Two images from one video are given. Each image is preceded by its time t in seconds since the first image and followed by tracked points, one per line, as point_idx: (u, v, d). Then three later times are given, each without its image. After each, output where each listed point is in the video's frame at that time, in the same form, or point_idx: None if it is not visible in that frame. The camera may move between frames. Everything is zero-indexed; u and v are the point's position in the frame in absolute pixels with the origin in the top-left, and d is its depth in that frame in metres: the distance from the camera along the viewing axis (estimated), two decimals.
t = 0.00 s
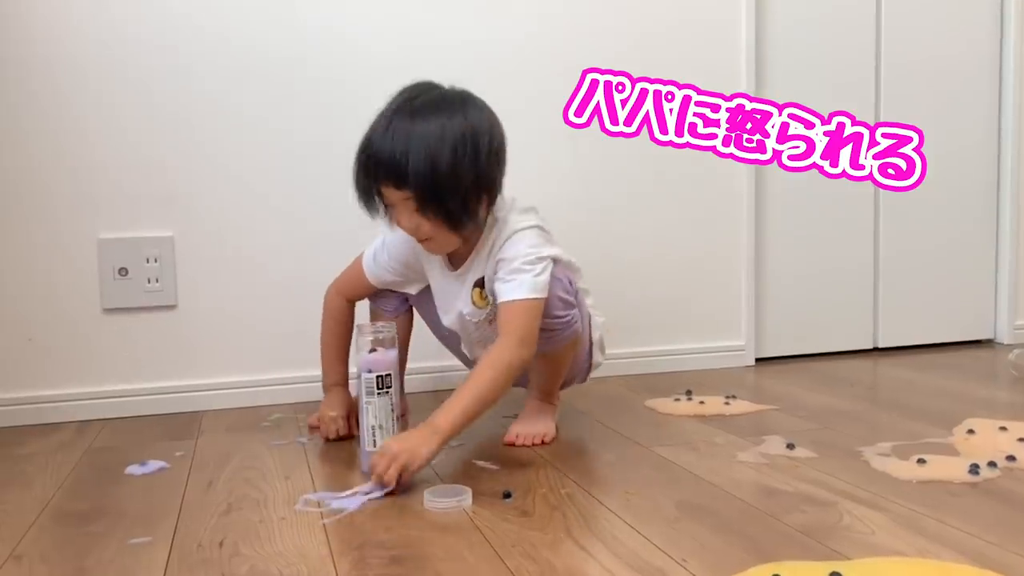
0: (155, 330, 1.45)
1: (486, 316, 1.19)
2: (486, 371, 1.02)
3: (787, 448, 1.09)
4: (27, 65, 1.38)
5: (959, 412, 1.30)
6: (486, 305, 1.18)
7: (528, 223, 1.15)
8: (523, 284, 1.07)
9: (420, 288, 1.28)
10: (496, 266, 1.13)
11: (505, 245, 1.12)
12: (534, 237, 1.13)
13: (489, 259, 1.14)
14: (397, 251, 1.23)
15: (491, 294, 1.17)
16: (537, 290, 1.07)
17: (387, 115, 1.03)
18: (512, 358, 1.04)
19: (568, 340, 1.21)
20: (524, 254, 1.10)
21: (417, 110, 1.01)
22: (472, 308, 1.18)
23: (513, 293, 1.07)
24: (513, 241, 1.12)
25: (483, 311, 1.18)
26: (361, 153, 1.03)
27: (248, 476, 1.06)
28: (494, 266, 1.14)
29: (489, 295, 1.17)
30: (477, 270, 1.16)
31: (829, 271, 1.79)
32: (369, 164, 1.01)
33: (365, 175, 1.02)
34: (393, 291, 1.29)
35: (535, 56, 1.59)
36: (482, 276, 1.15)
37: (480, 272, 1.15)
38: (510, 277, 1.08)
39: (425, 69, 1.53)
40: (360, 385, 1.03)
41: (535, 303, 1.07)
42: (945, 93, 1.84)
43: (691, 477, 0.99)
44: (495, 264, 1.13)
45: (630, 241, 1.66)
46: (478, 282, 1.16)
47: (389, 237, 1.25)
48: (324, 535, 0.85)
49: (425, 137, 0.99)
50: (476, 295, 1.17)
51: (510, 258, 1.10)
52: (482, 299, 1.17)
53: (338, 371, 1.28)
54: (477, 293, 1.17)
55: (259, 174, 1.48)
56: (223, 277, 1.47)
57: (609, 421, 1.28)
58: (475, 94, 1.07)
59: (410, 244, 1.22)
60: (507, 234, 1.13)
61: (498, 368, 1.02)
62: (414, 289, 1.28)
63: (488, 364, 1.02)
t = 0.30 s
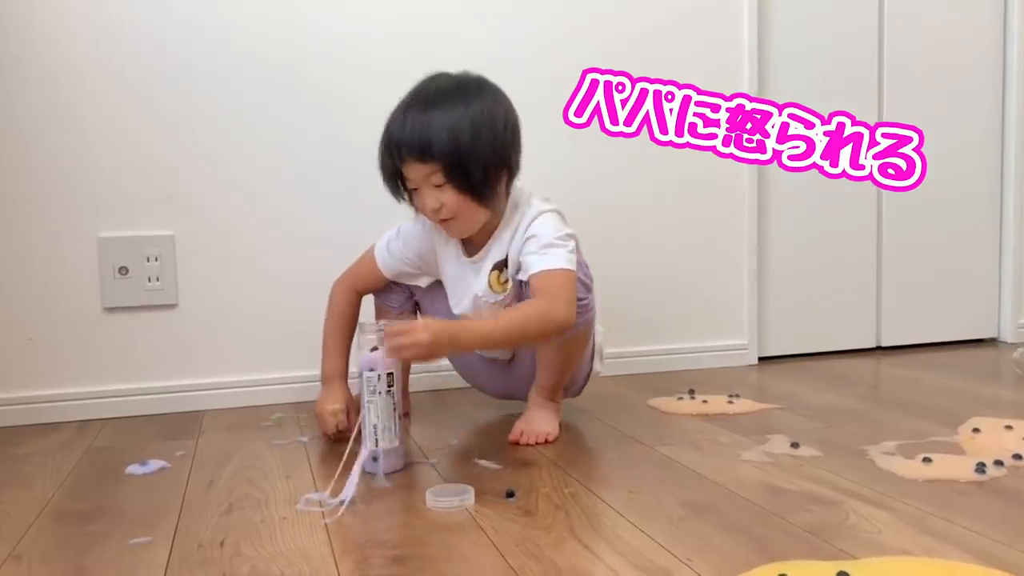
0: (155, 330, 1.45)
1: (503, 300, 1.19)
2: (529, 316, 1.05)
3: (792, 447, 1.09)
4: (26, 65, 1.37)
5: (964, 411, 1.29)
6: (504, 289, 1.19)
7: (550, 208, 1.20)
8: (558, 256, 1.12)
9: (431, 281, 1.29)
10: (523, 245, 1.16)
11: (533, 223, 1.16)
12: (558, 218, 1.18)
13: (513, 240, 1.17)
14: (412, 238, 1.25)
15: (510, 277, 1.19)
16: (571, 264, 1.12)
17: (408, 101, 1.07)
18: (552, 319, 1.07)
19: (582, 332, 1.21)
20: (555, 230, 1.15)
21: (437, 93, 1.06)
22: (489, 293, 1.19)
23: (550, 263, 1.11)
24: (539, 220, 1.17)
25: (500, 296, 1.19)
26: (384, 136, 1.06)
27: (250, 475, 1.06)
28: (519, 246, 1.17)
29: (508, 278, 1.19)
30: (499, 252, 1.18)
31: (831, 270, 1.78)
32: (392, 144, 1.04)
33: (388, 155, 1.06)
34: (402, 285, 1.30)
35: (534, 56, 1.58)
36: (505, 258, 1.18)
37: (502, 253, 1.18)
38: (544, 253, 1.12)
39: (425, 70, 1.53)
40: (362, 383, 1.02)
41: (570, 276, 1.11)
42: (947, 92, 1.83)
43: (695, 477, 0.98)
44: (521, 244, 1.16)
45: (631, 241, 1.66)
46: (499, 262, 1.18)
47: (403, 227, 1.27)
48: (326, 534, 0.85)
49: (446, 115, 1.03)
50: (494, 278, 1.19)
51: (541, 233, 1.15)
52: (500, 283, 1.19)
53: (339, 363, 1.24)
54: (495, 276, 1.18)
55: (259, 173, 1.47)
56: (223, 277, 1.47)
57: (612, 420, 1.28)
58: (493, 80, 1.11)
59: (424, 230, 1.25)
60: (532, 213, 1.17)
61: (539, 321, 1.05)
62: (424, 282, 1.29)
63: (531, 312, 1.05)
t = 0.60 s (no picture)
0: (156, 332, 1.44)
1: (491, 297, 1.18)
2: (526, 287, 1.06)
3: (794, 450, 1.08)
4: (27, 66, 1.37)
5: (968, 414, 1.28)
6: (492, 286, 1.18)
7: (544, 206, 1.19)
8: (553, 249, 1.11)
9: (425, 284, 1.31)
10: (515, 241, 1.16)
11: (526, 219, 1.16)
12: (552, 213, 1.18)
13: (506, 235, 1.17)
14: (406, 241, 1.27)
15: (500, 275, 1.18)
16: (565, 258, 1.12)
17: (448, 88, 1.09)
18: (546, 301, 1.07)
19: (578, 329, 1.19)
20: (548, 224, 1.14)
21: (479, 83, 1.11)
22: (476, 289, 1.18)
23: (545, 255, 1.11)
24: (532, 216, 1.16)
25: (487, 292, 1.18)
26: (436, 119, 1.06)
27: (250, 478, 1.05)
28: (511, 242, 1.16)
29: (496, 275, 1.18)
30: (492, 248, 1.18)
31: (834, 272, 1.78)
32: (457, 125, 1.06)
33: (447, 135, 1.06)
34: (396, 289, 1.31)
35: (534, 56, 1.58)
36: (497, 254, 1.18)
37: (495, 249, 1.18)
38: (537, 246, 1.12)
39: (427, 71, 1.52)
40: (363, 386, 1.02)
41: (563, 269, 1.11)
42: (950, 93, 1.83)
43: (697, 480, 0.97)
44: (514, 240, 1.16)
45: (633, 243, 1.65)
46: (491, 259, 1.18)
47: (397, 232, 1.28)
48: (326, 538, 0.84)
49: (502, 101, 1.10)
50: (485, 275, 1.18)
51: (534, 227, 1.14)
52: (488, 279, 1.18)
53: (329, 356, 1.22)
54: (485, 272, 1.18)
55: (260, 175, 1.47)
56: (224, 279, 1.46)
57: (612, 423, 1.27)
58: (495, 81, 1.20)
59: (419, 233, 1.26)
60: (527, 208, 1.17)
61: (535, 296, 1.06)
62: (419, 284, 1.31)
63: (524, 286, 1.07)
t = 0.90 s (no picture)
0: (165, 336, 1.45)
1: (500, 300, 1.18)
2: (543, 287, 1.07)
3: (800, 455, 1.09)
4: (31, 68, 1.38)
5: (973, 417, 1.29)
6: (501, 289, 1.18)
7: (554, 211, 1.20)
8: (566, 251, 1.12)
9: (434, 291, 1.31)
10: (527, 245, 1.17)
11: (538, 224, 1.17)
12: (564, 218, 1.19)
13: (518, 240, 1.18)
14: (415, 246, 1.27)
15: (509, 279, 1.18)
16: (577, 260, 1.13)
17: (474, 92, 1.11)
18: (563, 301, 1.08)
19: (590, 333, 1.20)
20: (560, 229, 1.16)
21: (504, 90, 1.13)
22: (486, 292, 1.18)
23: (557, 257, 1.11)
24: (543, 221, 1.17)
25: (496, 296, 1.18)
26: (464, 120, 1.08)
27: (260, 483, 1.06)
28: (522, 246, 1.17)
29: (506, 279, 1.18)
30: (502, 252, 1.19)
31: (839, 275, 1.78)
32: (485, 127, 1.07)
33: (475, 136, 1.07)
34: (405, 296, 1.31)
35: (536, 57, 1.58)
36: (508, 258, 1.18)
37: (505, 254, 1.19)
38: (549, 249, 1.13)
39: (433, 76, 1.53)
40: (372, 391, 1.03)
41: (576, 271, 1.12)
42: (954, 96, 1.83)
43: (704, 485, 0.98)
44: (526, 244, 1.17)
45: (638, 247, 1.66)
46: (502, 263, 1.19)
47: (407, 237, 1.29)
48: (336, 544, 0.85)
49: (526, 108, 1.12)
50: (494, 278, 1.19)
51: (546, 231, 1.15)
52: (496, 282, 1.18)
53: (339, 361, 1.23)
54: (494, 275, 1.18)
55: (267, 179, 1.48)
56: (233, 283, 1.47)
57: (619, 427, 1.28)
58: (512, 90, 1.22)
59: (428, 238, 1.27)
60: (537, 214, 1.18)
61: (553, 296, 1.08)
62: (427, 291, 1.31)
63: (540, 285, 1.07)
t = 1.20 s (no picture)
0: (175, 339, 1.47)
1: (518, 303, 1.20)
2: (567, 285, 1.09)
3: (805, 458, 1.09)
4: (42, 70, 1.39)
5: (978, 420, 1.29)
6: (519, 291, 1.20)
7: (569, 214, 1.22)
8: (585, 252, 1.14)
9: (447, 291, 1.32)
10: (545, 247, 1.18)
11: (555, 226, 1.18)
12: (579, 220, 1.20)
13: (536, 242, 1.19)
14: (427, 249, 1.28)
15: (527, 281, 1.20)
16: (596, 261, 1.14)
17: (499, 96, 1.12)
18: (586, 300, 1.09)
19: (606, 334, 1.21)
20: (577, 231, 1.17)
21: (527, 95, 1.15)
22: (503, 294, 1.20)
23: (578, 257, 1.13)
24: (560, 223, 1.19)
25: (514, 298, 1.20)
26: (488, 123, 1.09)
27: (270, 484, 1.07)
28: (540, 248, 1.19)
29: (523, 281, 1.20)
30: (520, 255, 1.21)
31: (846, 278, 1.79)
32: (509, 130, 1.08)
33: (499, 139, 1.08)
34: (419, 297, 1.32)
35: (541, 59, 1.59)
36: (526, 261, 1.20)
37: (522, 256, 1.20)
38: (568, 250, 1.14)
39: (440, 79, 1.54)
40: (381, 394, 1.04)
41: (596, 271, 1.13)
42: (961, 99, 1.84)
43: (709, 488, 0.99)
44: (544, 246, 1.18)
45: (644, 249, 1.67)
46: (520, 265, 1.21)
47: (420, 239, 1.30)
48: (346, 545, 0.86)
49: (548, 114, 1.14)
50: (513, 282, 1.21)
51: (564, 233, 1.17)
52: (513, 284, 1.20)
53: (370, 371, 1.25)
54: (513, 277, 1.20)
55: (277, 182, 1.49)
56: (243, 286, 1.49)
57: (625, 430, 1.29)
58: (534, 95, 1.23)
59: (441, 240, 1.28)
60: (554, 217, 1.20)
61: (576, 294, 1.09)
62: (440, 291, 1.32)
63: (565, 283, 1.09)
